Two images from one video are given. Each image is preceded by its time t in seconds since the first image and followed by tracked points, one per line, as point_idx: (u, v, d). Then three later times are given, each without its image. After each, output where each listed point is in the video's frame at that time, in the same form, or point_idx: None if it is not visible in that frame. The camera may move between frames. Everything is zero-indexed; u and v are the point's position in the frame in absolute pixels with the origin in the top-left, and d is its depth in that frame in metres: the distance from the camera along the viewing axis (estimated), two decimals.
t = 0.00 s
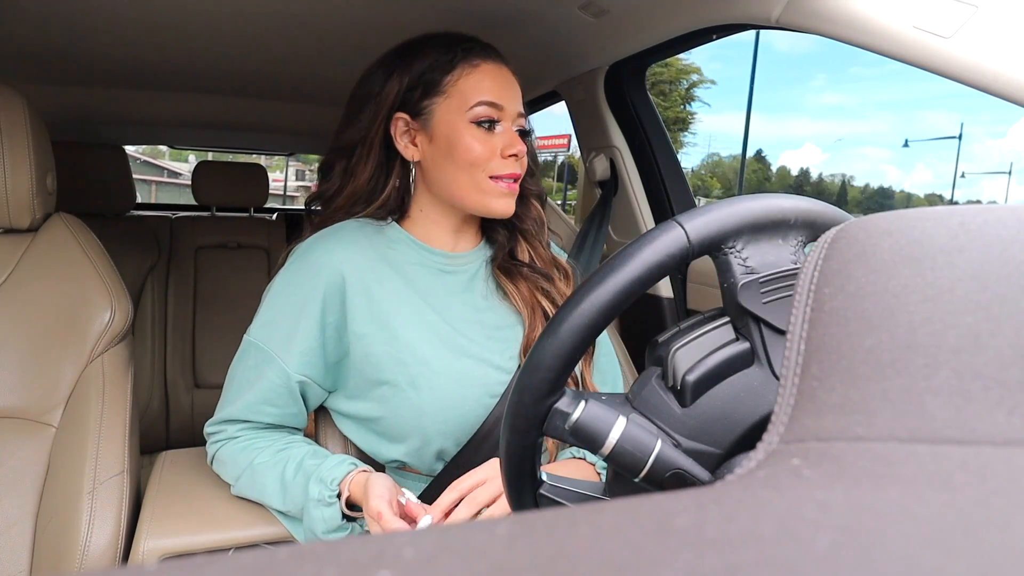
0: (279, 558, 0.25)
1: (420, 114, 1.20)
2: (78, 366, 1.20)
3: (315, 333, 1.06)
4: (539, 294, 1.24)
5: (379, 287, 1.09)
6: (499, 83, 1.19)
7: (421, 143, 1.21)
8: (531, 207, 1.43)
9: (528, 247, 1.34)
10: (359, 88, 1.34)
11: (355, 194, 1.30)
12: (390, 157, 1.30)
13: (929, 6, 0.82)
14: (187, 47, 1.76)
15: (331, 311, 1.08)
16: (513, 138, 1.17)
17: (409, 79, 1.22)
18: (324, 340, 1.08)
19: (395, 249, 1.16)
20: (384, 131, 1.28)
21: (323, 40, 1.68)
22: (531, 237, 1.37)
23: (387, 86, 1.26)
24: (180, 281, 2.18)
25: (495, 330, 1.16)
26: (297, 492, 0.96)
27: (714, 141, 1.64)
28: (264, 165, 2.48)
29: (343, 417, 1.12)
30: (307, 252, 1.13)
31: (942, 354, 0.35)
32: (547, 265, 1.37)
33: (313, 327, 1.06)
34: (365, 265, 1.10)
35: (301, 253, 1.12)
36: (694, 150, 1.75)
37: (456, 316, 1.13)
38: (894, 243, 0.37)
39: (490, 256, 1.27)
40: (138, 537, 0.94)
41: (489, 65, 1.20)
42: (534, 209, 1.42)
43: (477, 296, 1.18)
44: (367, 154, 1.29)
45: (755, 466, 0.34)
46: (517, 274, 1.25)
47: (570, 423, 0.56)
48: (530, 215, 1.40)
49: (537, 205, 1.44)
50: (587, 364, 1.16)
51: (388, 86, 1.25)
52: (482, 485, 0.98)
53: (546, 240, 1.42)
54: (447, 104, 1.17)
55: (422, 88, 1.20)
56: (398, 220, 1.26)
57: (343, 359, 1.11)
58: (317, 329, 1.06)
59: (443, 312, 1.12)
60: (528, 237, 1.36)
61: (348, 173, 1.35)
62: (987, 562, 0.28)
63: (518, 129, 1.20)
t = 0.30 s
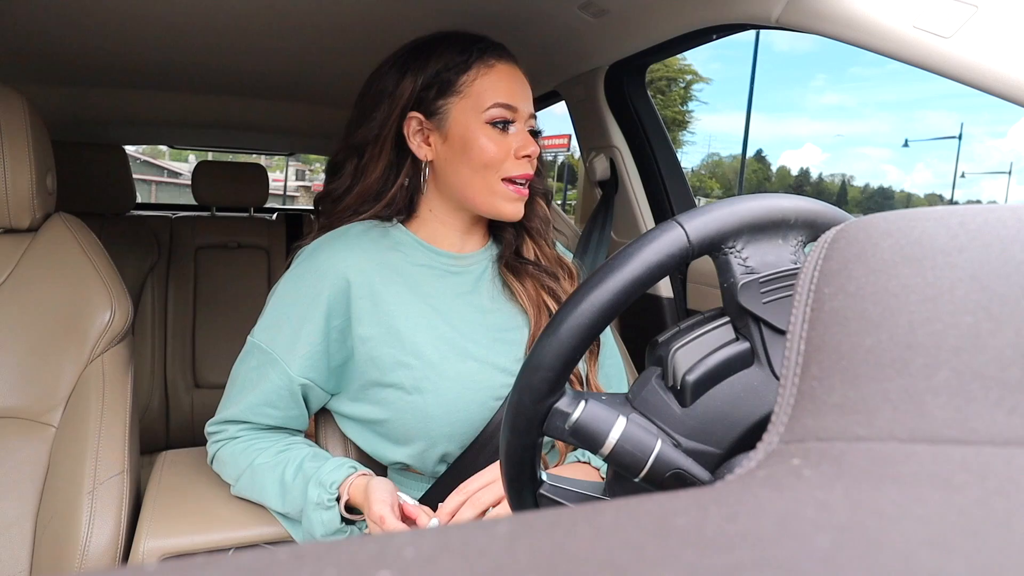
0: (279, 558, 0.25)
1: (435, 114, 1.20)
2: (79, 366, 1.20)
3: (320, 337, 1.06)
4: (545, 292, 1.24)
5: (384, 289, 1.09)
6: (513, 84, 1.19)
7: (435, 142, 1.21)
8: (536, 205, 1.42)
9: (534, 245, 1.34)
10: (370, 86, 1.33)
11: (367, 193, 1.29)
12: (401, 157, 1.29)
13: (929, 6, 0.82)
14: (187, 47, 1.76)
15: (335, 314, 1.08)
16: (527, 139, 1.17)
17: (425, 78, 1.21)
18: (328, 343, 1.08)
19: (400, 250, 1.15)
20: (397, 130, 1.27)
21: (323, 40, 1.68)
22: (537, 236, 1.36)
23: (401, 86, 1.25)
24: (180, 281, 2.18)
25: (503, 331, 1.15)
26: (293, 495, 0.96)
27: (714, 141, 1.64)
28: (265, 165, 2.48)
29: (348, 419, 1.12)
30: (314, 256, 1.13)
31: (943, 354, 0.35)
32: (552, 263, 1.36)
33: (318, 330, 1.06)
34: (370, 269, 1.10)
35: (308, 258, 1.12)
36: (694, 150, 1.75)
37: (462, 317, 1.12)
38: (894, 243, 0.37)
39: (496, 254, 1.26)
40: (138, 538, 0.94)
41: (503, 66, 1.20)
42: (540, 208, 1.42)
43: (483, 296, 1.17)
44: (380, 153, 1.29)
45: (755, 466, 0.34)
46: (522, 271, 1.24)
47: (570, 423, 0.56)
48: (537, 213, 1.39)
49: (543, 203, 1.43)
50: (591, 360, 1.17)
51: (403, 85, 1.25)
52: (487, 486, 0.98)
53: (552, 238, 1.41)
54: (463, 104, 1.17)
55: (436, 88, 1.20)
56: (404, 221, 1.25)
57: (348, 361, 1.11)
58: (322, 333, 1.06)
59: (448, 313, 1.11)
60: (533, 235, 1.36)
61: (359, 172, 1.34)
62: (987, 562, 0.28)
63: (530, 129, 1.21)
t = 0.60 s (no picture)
0: (278, 558, 0.25)
1: (440, 115, 1.19)
2: (79, 366, 1.20)
3: (321, 338, 1.06)
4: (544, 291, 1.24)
5: (385, 290, 1.09)
6: (518, 87, 1.19)
7: (438, 143, 1.21)
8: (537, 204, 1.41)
9: (534, 245, 1.34)
10: (374, 85, 1.32)
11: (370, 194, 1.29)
12: (405, 157, 1.28)
13: (929, 5, 0.82)
14: (187, 47, 1.76)
15: (336, 315, 1.08)
16: (531, 141, 1.17)
17: (431, 80, 1.21)
18: (329, 345, 1.07)
19: (402, 251, 1.15)
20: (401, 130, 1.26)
21: (323, 40, 1.68)
22: (537, 235, 1.36)
23: (406, 86, 1.24)
24: (180, 281, 2.18)
25: (504, 331, 1.15)
26: (292, 496, 0.96)
27: (714, 141, 1.64)
28: (265, 165, 2.48)
29: (348, 419, 1.12)
30: (316, 257, 1.13)
31: (942, 353, 0.35)
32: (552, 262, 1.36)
33: (318, 332, 1.06)
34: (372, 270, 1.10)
35: (309, 259, 1.12)
36: (694, 149, 1.75)
37: (464, 317, 1.12)
38: (894, 243, 0.37)
39: (497, 253, 1.26)
40: (137, 538, 0.94)
41: (508, 69, 1.20)
42: (541, 208, 1.41)
43: (484, 296, 1.17)
44: (383, 153, 1.29)
45: (755, 465, 0.34)
46: (522, 270, 1.24)
47: (570, 423, 0.56)
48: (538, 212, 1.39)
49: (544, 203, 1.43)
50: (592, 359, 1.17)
51: (408, 85, 1.24)
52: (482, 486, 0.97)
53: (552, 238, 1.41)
54: (468, 106, 1.17)
55: (441, 89, 1.19)
56: (407, 222, 1.25)
57: (349, 362, 1.11)
58: (322, 334, 1.06)
59: (449, 313, 1.11)
60: (534, 235, 1.35)
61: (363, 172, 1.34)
62: (987, 562, 0.28)
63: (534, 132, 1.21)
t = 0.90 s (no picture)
0: (278, 559, 0.25)
1: (453, 115, 1.19)
2: (79, 366, 1.20)
3: (325, 343, 1.06)
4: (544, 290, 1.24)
5: (389, 295, 1.09)
6: (531, 92, 1.20)
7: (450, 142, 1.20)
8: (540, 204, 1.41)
9: (535, 245, 1.34)
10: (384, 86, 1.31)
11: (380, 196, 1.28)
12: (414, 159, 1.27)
13: (929, 5, 0.82)
14: (187, 46, 1.76)
15: (339, 319, 1.08)
16: (542, 145, 1.17)
17: (445, 81, 1.20)
18: (332, 349, 1.07)
19: (407, 255, 1.15)
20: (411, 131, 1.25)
21: (323, 41, 1.68)
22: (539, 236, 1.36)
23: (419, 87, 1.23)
24: (180, 281, 2.18)
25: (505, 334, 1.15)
26: (292, 498, 0.96)
27: (714, 140, 1.64)
28: (265, 165, 2.48)
29: (350, 422, 1.12)
30: (323, 261, 1.13)
31: (942, 354, 0.35)
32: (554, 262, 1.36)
33: (323, 335, 1.06)
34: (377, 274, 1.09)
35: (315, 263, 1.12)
36: (694, 149, 1.75)
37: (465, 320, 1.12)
38: (894, 243, 0.37)
39: (498, 254, 1.26)
40: (138, 538, 0.95)
41: (520, 73, 1.20)
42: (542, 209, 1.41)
43: (486, 298, 1.17)
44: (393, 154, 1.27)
45: (755, 465, 0.33)
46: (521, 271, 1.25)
47: (570, 423, 0.56)
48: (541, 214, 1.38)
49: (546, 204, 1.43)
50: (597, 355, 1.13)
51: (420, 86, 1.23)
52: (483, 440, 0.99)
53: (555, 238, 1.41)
54: (482, 107, 1.17)
55: (455, 89, 1.19)
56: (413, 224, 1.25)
57: (352, 366, 1.11)
58: (326, 338, 1.06)
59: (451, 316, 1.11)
60: (535, 235, 1.35)
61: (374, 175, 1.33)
62: (987, 562, 0.28)
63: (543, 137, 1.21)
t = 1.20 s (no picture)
0: (278, 558, 0.25)
1: (500, 121, 1.11)
2: (79, 366, 1.20)
3: (334, 346, 1.06)
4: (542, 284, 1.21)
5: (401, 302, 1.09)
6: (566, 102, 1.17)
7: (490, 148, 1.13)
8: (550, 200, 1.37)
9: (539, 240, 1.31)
10: (417, 84, 1.20)
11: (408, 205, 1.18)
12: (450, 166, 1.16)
13: (928, 6, 0.82)
14: (186, 46, 1.76)
15: (349, 325, 1.07)
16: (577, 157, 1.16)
17: (494, 88, 1.12)
18: (341, 354, 1.07)
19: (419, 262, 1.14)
20: (453, 138, 1.15)
21: (322, 41, 1.68)
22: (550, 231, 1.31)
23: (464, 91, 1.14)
24: (180, 281, 2.18)
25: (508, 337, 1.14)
26: (291, 497, 0.96)
27: (714, 140, 1.64)
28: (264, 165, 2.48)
29: (353, 427, 1.12)
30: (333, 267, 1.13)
31: (942, 353, 0.35)
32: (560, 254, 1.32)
33: (331, 339, 1.06)
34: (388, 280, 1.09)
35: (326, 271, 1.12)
36: (694, 149, 1.75)
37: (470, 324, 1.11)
38: (894, 243, 0.37)
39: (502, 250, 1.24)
40: (137, 538, 0.95)
41: (558, 82, 1.17)
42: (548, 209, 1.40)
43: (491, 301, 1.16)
44: (429, 160, 1.18)
45: (755, 465, 0.34)
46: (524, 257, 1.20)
47: (570, 423, 0.56)
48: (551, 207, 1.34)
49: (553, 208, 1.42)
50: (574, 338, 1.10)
51: (466, 91, 1.14)
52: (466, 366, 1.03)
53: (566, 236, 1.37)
54: (527, 114, 1.11)
55: (502, 96, 1.12)
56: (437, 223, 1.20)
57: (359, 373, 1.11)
58: (336, 343, 1.06)
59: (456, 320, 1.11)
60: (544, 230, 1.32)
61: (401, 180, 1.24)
62: (987, 562, 0.28)
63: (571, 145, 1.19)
